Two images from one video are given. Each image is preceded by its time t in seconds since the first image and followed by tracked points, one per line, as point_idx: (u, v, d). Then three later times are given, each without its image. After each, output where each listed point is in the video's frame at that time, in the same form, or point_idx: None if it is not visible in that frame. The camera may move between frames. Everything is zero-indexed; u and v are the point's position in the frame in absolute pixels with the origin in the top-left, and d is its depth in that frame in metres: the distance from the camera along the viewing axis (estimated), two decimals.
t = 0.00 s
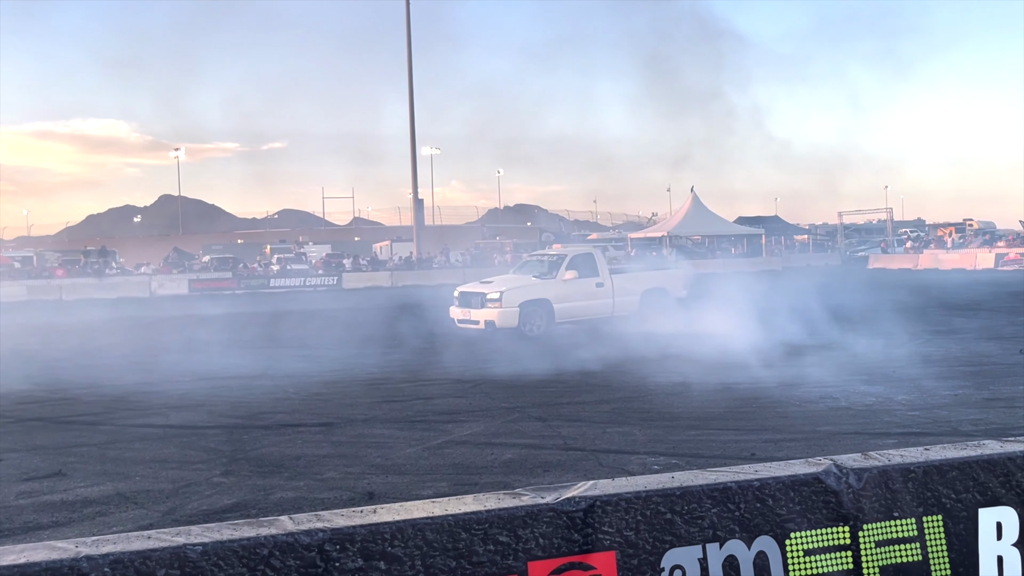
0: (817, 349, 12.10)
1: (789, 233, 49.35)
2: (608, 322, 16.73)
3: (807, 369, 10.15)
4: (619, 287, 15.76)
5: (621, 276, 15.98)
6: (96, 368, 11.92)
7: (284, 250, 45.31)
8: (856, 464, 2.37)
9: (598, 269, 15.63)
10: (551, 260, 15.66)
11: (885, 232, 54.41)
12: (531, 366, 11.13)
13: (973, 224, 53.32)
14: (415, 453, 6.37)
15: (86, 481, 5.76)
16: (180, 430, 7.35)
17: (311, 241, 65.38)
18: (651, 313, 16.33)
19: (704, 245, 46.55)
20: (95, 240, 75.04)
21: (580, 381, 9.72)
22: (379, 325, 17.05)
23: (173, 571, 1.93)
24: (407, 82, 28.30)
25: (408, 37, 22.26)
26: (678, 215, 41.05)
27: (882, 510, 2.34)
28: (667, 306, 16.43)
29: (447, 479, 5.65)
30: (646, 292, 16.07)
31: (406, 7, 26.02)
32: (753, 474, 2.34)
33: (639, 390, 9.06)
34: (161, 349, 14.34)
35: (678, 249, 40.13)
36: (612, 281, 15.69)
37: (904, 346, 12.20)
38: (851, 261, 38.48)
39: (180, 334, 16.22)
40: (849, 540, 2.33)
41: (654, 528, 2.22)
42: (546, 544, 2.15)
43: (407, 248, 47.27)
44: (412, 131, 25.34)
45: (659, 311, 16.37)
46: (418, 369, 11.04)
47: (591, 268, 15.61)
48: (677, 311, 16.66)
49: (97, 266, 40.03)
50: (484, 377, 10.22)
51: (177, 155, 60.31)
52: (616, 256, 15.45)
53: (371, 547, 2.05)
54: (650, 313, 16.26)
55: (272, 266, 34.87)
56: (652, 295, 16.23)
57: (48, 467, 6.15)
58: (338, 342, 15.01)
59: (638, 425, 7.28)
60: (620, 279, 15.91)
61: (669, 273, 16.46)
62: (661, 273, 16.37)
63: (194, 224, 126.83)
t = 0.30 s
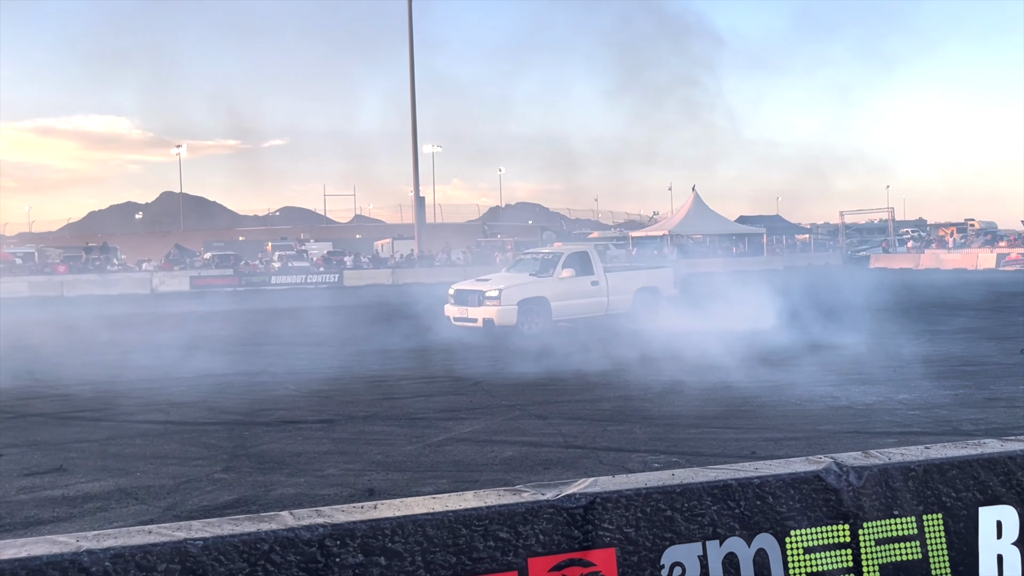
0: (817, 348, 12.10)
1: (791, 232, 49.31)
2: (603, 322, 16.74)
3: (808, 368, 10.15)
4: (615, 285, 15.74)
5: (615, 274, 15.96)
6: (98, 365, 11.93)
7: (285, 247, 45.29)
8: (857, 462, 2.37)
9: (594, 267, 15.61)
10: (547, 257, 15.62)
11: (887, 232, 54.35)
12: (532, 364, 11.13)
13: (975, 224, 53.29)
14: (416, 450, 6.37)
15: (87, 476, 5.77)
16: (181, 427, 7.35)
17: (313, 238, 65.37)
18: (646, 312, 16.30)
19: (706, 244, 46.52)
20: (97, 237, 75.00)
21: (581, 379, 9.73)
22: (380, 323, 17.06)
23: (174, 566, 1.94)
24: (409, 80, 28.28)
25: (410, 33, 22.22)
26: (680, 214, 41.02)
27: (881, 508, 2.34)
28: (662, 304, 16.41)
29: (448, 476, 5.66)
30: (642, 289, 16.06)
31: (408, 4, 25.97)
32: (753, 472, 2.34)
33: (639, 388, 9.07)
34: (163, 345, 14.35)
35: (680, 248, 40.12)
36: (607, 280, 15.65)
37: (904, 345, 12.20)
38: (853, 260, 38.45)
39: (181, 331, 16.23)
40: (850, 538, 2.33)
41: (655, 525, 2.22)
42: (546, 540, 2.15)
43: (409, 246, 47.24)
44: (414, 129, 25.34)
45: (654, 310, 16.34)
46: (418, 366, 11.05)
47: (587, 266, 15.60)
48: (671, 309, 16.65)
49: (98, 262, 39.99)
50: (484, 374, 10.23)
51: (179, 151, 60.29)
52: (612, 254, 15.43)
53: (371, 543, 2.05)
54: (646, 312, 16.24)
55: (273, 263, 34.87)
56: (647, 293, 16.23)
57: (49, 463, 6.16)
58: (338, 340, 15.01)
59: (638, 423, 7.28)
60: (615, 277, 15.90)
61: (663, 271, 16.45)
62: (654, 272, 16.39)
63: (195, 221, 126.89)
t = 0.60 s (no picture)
0: (822, 347, 12.08)
1: (797, 230, 49.24)
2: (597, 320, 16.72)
3: (813, 367, 10.13)
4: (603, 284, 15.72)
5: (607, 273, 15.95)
6: (103, 360, 11.96)
7: (290, 244, 45.33)
8: (861, 461, 2.37)
9: (581, 267, 15.58)
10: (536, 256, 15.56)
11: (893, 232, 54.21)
12: (537, 361, 11.13)
13: (982, 224, 53.14)
14: (420, 447, 6.38)
15: (93, 472, 5.79)
16: (186, 423, 7.37)
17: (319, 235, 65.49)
18: (634, 311, 16.25)
19: (711, 242, 46.45)
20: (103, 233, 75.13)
21: (585, 377, 9.72)
22: (385, 320, 17.07)
23: (179, 561, 1.94)
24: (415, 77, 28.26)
25: (416, 31, 22.21)
26: (685, 212, 40.94)
27: (886, 507, 2.34)
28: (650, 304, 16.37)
29: (452, 474, 5.66)
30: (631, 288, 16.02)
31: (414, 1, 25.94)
32: (756, 470, 2.34)
33: (643, 386, 9.07)
34: (168, 341, 14.37)
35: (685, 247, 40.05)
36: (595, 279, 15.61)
37: (910, 344, 12.16)
38: (858, 259, 38.35)
39: (186, 327, 16.26)
40: (854, 537, 2.33)
41: (658, 523, 2.23)
42: (550, 537, 2.16)
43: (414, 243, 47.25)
44: (419, 127, 25.35)
45: (642, 310, 16.29)
46: (423, 363, 11.06)
47: (575, 265, 15.55)
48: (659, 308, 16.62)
49: (104, 259, 40.05)
50: (489, 371, 10.23)
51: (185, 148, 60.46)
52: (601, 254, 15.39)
53: (376, 539, 2.06)
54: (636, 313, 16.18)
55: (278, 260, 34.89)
56: (634, 293, 16.19)
57: (55, 458, 6.19)
58: (343, 337, 15.02)
59: (642, 421, 7.28)
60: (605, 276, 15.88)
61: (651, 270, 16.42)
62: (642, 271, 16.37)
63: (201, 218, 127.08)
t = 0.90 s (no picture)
0: (831, 346, 12.04)
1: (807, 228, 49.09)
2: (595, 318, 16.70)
3: (822, 366, 10.11)
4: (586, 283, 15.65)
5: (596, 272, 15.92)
6: (113, 356, 12.01)
7: (299, 241, 45.40)
8: (870, 460, 2.37)
9: (562, 265, 15.54)
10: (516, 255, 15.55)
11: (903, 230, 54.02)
12: (545, 359, 11.14)
13: (993, 223, 52.92)
14: (428, 444, 6.39)
15: (103, 466, 5.82)
16: (195, 418, 7.40)
17: (328, 231, 65.64)
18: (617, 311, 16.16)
19: (720, 240, 46.35)
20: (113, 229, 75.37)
21: (593, 374, 9.72)
22: (393, 317, 17.10)
23: (189, 555, 1.95)
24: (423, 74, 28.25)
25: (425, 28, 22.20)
26: (693, 210, 40.85)
27: (895, 506, 2.34)
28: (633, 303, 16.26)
29: (460, 470, 5.67)
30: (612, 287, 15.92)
31: None
32: (765, 468, 2.34)
33: (651, 384, 9.06)
34: (177, 337, 14.42)
35: (693, 245, 39.99)
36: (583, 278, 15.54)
37: (920, 343, 12.12)
38: (868, 258, 38.22)
39: (195, 323, 16.31)
40: (862, 535, 2.32)
41: (667, 520, 2.23)
42: (558, 534, 2.16)
43: (423, 240, 47.27)
44: (428, 124, 25.35)
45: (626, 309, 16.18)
46: (430, 360, 11.07)
47: (556, 264, 15.50)
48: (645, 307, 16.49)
49: (114, 254, 40.20)
50: (496, 369, 10.23)
51: (195, 145, 60.67)
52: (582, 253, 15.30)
53: (385, 534, 2.06)
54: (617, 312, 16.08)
55: (287, 257, 34.95)
56: (617, 292, 16.11)
57: (65, 452, 6.22)
58: (351, 333, 15.05)
59: (650, 418, 7.28)
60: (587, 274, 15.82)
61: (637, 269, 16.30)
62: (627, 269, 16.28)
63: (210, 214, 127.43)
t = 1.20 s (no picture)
0: (844, 344, 12.00)
1: (818, 226, 48.88)
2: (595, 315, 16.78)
3: (835, 364, 10.08)
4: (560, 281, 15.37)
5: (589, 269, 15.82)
6: (127, 352, 12.07)
7: (311, 237, 45.52)
8: (883, 458, 2.36)
9: (535, 263, 15.31)
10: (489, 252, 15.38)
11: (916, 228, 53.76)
12: (556, 356, 11.14)
13: (1006, 221, 52.62)
14: (439, 440, 6.40)
15: (116, 461, 5.86)
16: (206, 413, 7.44)
17: (338, 228, 65.77)
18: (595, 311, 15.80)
19: (731, 237, 46.24)
20: (126, 226, 75.76)
21: (604, 372, 9.72)
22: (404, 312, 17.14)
23: (202, 549, 1.96)
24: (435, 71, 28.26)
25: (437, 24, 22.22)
26: (705, 207, 40.75)
27: (908, 504, 2.33)
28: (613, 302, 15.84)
29: (471, 466, 5.68)
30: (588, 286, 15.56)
31: None
32: (778, 466, 2.34)
33: (662, 381, 9.05)
34: (189, 333, 14.49)
35: (705, 242, 39.89)
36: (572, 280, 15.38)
37: (933, 342, 12.06)
38: (880, 256, 38.02)
39: (208, 319, 16.38)
40: (875, 533, 2.32)
41: (678, 517, 2.23)
42: (570, 530, 2.16)
43: (433, 237, 47.31)
44: (440, 121, 25.38)
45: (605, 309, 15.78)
46: (441, 357, 11.09)
47: (529, 262, 15.26)
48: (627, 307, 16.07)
49: (128, 251, 40.41)
50: (507, 366, 10.24)
51: (207, 142, 60.90)
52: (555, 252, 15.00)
53: (396, 529, 2.07)
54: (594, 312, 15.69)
55: (298, 253, 35.05)
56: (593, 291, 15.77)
57: (79, 447, 6.26)
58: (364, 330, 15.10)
59: (661, 416, 7.27)
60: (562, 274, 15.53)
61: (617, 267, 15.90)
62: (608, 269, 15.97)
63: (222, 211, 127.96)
